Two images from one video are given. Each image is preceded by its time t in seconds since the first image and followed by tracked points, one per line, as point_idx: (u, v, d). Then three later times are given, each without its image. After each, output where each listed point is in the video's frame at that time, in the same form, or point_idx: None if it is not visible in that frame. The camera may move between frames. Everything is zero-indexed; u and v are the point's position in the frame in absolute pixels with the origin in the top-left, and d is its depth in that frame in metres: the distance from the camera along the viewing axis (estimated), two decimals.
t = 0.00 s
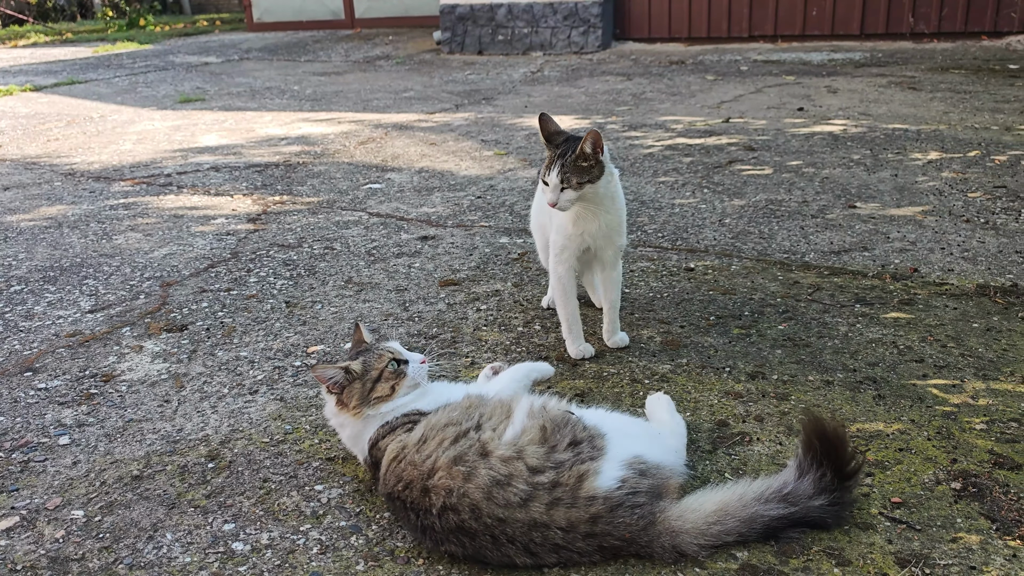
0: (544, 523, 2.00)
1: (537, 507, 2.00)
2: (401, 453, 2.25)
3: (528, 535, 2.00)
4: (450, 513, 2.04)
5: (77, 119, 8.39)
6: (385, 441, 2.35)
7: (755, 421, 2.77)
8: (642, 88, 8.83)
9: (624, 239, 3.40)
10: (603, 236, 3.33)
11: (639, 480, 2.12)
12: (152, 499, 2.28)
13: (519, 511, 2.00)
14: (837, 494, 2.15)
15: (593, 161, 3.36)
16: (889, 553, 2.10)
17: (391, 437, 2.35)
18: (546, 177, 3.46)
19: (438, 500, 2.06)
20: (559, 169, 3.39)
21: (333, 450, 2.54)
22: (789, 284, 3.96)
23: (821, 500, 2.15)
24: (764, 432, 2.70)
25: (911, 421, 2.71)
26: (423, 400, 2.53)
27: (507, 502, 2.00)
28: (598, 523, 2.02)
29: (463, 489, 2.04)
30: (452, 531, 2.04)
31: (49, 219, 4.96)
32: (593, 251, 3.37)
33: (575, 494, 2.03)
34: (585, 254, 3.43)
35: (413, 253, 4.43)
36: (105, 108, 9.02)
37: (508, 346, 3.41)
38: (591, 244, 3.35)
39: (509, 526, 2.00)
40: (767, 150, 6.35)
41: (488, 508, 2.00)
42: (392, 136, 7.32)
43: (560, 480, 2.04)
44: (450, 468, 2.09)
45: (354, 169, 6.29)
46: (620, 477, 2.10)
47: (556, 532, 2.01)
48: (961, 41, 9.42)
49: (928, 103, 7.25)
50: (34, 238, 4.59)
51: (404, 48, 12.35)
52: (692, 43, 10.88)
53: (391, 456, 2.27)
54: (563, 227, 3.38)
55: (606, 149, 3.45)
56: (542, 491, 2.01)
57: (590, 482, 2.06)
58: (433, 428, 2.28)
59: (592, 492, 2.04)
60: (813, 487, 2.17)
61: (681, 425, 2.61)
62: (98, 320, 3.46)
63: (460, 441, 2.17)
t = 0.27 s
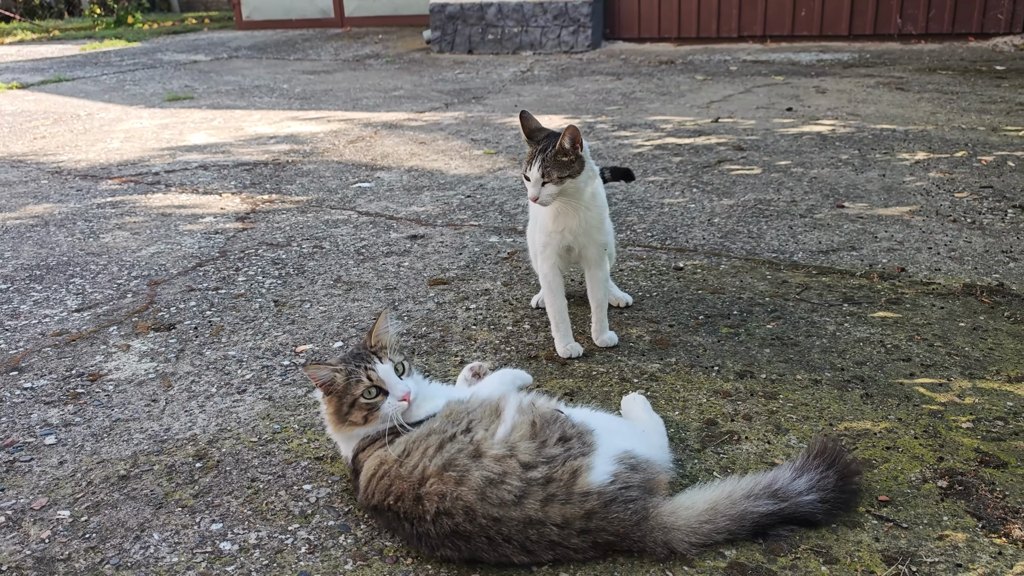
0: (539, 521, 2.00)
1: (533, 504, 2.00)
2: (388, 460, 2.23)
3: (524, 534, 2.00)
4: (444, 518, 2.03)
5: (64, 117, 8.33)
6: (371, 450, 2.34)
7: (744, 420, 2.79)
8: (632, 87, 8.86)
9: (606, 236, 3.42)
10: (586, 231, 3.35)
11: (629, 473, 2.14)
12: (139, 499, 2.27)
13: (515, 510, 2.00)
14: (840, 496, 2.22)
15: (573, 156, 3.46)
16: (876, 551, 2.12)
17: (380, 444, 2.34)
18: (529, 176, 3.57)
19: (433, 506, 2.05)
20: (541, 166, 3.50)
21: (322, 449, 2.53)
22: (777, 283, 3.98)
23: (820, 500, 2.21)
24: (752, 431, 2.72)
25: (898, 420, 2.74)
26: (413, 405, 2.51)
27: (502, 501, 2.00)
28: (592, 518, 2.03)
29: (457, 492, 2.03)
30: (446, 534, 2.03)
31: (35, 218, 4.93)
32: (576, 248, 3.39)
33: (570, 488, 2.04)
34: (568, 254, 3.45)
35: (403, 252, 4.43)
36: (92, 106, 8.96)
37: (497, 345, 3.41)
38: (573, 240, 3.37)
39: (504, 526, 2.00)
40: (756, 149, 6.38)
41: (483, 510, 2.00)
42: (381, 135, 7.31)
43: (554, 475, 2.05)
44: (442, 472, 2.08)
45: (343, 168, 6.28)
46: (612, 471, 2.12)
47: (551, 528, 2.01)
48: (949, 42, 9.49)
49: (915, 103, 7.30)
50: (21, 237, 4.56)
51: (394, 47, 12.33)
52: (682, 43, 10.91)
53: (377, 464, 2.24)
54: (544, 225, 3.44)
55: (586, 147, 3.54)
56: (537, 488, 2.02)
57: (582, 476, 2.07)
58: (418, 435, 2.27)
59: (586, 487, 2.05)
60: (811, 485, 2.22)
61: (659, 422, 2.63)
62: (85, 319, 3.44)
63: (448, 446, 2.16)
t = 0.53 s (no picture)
0: (529, 510, 2.01)
1: (524, 493, 2.02)
2: (384, 449, 2.24)
3: (514, 522, 2.01)
4: (436, 505, 2.04)
5: (55, 113, 8.28)
6: (371, 437, 2.34)
7: (737, 418, 2.80)
8: (626, 86, 8.87)
9: (598, 230, 3.44)
10: (576, 225, 3.41)
11: (621, 468, 2.14)
12: (132, 497, 2.26)
13: (506, 497, 2.01)
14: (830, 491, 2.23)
15: (566, 150, 3.49)
16: (867, 549, 2.13)
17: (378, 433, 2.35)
18: (522, 168, 3.59)
19: (426, 492, 2.06)
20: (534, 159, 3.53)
21: (316, 447, 2.54)
22: (770, 282, 4.00)
23: (810, 496, 2.23)
24: (744, 429, 2.73)
25: (889, 418, 2.76)
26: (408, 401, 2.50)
27: (493, 488, 2.02)
28: (582, 510, 2.04)
29: (450, 479, 2.04)
30: (438, 522, 2.04)
31: (26, 215, 4.90)
32: (568, 243, 3.43)
33: (560, 478, 2.05)
34: (561, 249, 3.48)
35: (396, 250, 4.42)
36: (84, 102, 8.91)
37: (490, 344, 3.42)
38: (564, 235, 3.42)
39: (495, 513, 2.01)
40: (749, 149, 6.40)
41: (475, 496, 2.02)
42: (375, 133, 7.30)
43: (545, 466, 2.06)
44: (436, 459, 2.10)
45: (337, 166, 6.27)
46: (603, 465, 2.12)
47: (541, 519, 2.02)
48: (941, 43, 9.53)
49: (908, 104, 7.34)
50: (12, 234, 4.53)
51: (387, 45, 12.31)
52: (675, 42, 10.93)
53: (377, 450, 2.26)
54: (537, 211, 3.50)
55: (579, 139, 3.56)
56: (528, 477, 2.03)
57: (573, 469, 2.08)
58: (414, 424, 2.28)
59: (576, 479, 2.06)
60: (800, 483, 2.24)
61: (650, 423, 2.64)
62: (77, 317, 3.43)
63: (443, 436, 2.17)
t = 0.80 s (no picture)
0: (519, 512, 2.02)
1: (513, 495, 2.02)
2: (369, 454, 2.22)
3: (505, 525, 2.02)
4: (426, 509, 2.05)
5: (51, 108, 8.26)
6: (349, 448, 2.30)
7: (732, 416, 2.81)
8: (622, 84, 8.88)
9: (593, 225, 3.44)
10: (570, 220, 3.41)
11: (611, 467, 2.14)
12: (128, 492, 2.27)
13: (495, 499, 2.02)
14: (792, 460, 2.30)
15: (561, 142, 3.51)
16: (861, 546, 2.15)
17: (359, 438, 2.31)
18: (518, 160, 3.61)
19: (415, 497, 2.06)
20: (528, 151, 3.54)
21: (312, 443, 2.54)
22: (766, 281, 4.01)
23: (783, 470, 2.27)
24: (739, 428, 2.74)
25: (884, 417, 2.77)
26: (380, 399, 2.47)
27: (483, 491, 2.02)
28: (573, 511, 2.05)
29: (439, 482, 2.05)
30: (430, 525, 2.05)
31: (22, 210, 4.89)
32: (564, 238, 3.43)
33: (549, 479, 2.06)
34: (556, 245, 3.49)
35: (393, 247, 4.42)
36: (79, 97, 8.88)
37: (487, 341, 3.43)
38: (559, 230, 3.42)
39: (485, 516, 2.01)
40: (745, 148, 6.41)
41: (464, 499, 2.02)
42: (372, 129, 7.29)
43: (533, 468, 2.06)
44: (423, 464, 2.10)
45: (333, 162, 6.26)
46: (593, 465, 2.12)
47: (531, 520, 2.03)
48: (937, 43, 9.55)
49: (904, 103, 7.36)
50: (8, 229, 4.53)
51: (384, 42, 12.29)
52: (672, 40, 10.94)
53: (359, 460, 2.23)
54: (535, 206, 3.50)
55: (573, 131, 3.58)
56: (516, 480, 2.04)
57: (563, 470, 2.08)
58: (399, 426, 2.27)
59: (565, 479, 2.07)
60: (767, 459, 2.27)
61: (645, 420, 2.63)
62: (73, 312, 3.42)
63: (429, 438, 2.16)
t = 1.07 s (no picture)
0: (513, 516, 2.02)
1: (505, 499, 2.02)
2: (357, 459, 2.20)
3: (499, 529, 2.02)
4: (419, 515, 2.04)
5: (49, 102, 8.24)
6: (336, 453, 2.29)
7: (729, 412, 2.82)
8: (622, 81, 8.87)
9: (591, 220, 3.43)
10: (568, 214, 3.40)
11: (598, 462, 2.16)
12: (127, 485, 2.27)
13: (488, 505, 2.01)
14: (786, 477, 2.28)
15: (555, 133, 3.53)
16: (858, 542, 2.15)
17: (346, 443, 2.29)
18: (514, 153, 3.64)
19: (407, 504, 2.05)
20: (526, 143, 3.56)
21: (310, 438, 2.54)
22: (764, 278, 4.01)
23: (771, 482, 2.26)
24: (737, 424, 2.75)
25: (881, 413, 2.78)
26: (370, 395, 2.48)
27: (474, 496, 2.01)
28: (565, 511, 2.05)
29: (430, 488, 2.03)
30: (424, 531, 2.05)
31: (20, 204, 4.88)
32: (562, 232, 3.43)
33: (539, 481, 2.06)
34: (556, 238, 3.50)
35: (392, 242, 4.42)
36: (77, 92, 8.86)
37: (485, 337, 3.43)
38: (558, 224, 3.42)
39: (479, 521, 2.01)
40: (745, 145, 6.41)
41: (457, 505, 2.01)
42: (370, 125, 7.28)
43: (524, 470, 2.06)
44: (412, 469, 2.08)
45: (332, 157, 6.26)
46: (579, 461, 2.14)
47: (525, 523, 2.03)
48: (936, 41, 9.54)
49: (903, 101, 7.36)
50: (6, 222, 4.52)
51: (383, 37, 12.27)
52: (671, 37, 10.93)
53: (348, 465, 2.22)
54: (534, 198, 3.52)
55: (569, 123, 3.61)
56: (507, 484, 2.03)
57: (550, 469, 2.08)
58: (385, 429, 2.24)
59: (556, 480, 2.07)
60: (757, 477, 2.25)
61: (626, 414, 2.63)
62: (72, 306, 3.42)
63: (417, 442, 2.14)
